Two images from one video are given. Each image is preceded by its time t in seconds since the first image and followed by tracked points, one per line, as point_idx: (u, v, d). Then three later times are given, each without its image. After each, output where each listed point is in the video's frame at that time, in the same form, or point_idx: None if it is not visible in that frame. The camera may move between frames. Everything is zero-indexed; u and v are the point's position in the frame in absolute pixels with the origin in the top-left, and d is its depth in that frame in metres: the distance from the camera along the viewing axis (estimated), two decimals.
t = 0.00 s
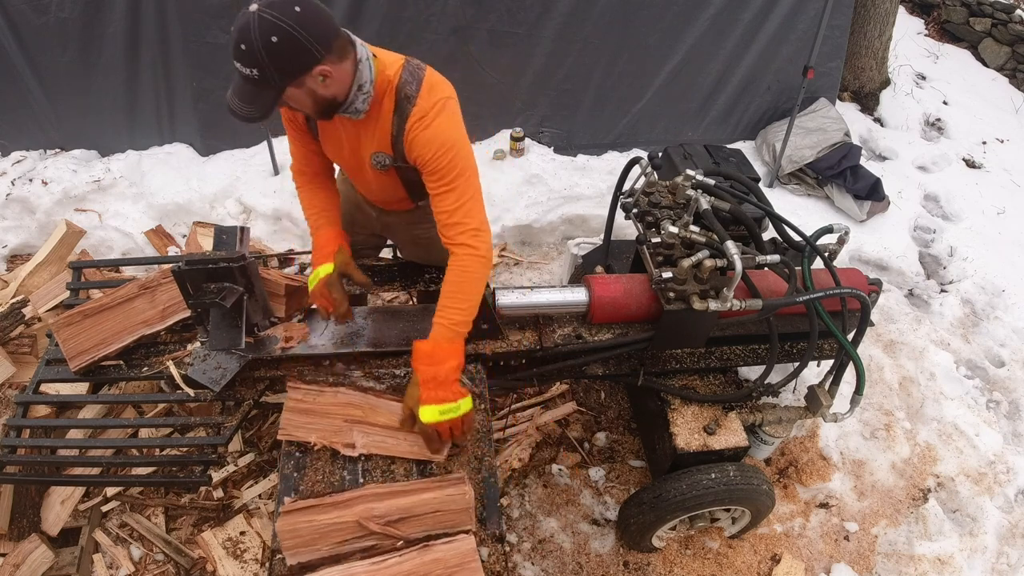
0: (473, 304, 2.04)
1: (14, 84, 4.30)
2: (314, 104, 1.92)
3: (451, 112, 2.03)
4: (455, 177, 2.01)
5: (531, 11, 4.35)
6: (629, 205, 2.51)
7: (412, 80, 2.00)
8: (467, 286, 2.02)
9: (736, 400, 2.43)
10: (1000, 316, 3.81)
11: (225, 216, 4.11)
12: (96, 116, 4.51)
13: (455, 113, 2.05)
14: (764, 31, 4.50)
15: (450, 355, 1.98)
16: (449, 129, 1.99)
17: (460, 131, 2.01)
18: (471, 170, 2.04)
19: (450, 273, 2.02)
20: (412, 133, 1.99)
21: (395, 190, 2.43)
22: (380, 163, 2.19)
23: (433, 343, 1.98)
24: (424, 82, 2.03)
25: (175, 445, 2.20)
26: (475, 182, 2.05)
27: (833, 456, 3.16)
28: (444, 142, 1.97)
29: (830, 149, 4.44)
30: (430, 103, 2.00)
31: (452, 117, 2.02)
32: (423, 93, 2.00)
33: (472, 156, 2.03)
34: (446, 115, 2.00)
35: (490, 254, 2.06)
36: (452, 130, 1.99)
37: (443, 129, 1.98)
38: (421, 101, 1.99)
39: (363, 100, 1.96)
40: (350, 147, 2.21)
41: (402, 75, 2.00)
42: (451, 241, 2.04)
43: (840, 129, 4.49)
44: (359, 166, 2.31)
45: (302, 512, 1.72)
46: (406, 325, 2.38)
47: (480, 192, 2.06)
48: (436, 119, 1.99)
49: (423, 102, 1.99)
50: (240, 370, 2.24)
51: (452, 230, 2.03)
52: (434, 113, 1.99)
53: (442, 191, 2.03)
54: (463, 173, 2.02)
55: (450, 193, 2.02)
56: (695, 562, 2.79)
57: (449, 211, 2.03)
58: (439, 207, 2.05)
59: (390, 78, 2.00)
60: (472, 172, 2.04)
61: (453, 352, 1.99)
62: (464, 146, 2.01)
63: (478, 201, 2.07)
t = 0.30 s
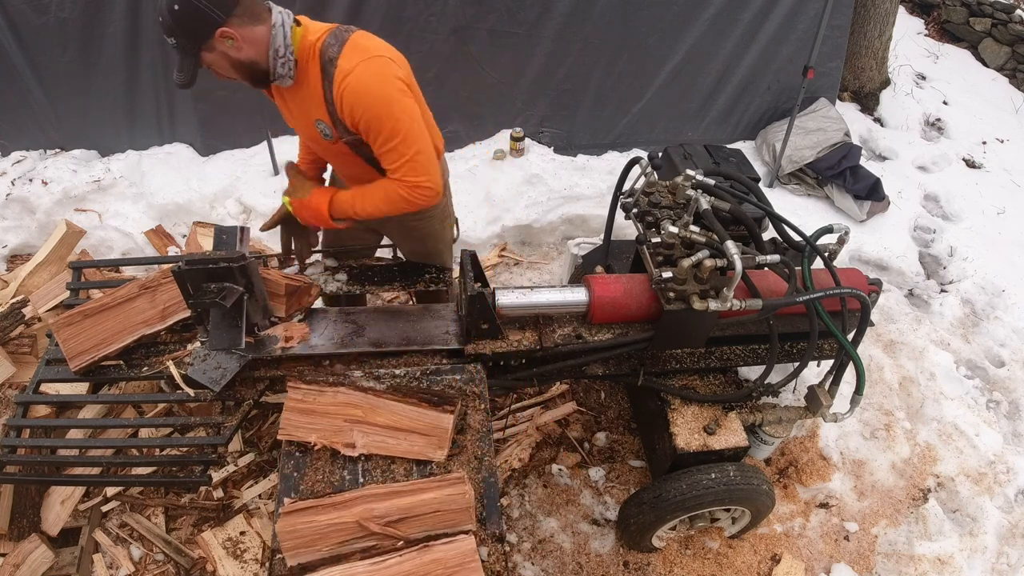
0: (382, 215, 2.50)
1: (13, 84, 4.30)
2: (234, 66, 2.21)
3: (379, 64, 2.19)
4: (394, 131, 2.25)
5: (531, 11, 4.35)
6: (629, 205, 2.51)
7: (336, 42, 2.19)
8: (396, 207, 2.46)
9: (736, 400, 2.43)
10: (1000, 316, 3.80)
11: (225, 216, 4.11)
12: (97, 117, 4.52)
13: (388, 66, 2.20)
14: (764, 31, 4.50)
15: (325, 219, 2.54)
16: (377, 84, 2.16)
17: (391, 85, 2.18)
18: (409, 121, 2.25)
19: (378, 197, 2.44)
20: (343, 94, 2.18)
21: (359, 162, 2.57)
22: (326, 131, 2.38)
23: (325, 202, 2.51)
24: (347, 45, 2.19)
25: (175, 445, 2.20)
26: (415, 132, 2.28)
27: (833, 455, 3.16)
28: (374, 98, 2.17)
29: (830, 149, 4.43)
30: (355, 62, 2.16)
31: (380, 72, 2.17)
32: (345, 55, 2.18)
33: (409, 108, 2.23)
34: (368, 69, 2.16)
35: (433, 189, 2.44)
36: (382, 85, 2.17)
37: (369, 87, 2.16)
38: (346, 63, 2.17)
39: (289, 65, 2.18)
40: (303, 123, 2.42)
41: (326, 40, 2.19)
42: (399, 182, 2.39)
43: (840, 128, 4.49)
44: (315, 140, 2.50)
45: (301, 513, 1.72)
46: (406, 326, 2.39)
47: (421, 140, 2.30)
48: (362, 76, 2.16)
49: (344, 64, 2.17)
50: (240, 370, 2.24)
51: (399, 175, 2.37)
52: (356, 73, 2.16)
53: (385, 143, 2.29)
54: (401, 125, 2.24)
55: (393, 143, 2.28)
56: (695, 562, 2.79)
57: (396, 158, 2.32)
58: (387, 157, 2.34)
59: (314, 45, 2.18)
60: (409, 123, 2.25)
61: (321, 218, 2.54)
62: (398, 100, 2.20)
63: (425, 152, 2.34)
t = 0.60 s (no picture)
0: (247, 222, 2.58)
1: (13, 84, 4.30)
2: (170, 63, 2.44)
3: (253, 78, 2.22)
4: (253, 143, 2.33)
5: (531, 11, 4.35)
6: (629, 205, 2.51)
7: (235, 46, 2.30)
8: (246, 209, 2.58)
9: (736, 400, 2.43)
10: (1000, 316, 3.80)
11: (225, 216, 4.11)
12: (97, 117, 4.52)
13: (265, 80, 2.24)
14: (764, 31, 4.50)
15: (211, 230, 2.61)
16: (242, 99, 2.22)
17: (254, 101, 2.23)
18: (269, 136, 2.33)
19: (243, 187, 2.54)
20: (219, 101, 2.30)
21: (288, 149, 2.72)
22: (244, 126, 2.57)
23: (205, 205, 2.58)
24: (239, 52, 2.26)
25: (175, 445, 2.20)
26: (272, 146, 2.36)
27: (833, 455, 3.16)
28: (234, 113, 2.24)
29: (830, 149, 4.43)
30: (236, 73, 2.23)
31: (251, 87, 2.22)
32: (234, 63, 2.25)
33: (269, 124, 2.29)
34: (241, 84, 2.21)
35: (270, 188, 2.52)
36: (248, 100, 2.23)
37: (234, 101, 2.22)
38: (230, 71, 2.24)
39: (209, 60, 2.40)
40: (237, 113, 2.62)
41: (230, 45, 2.32)
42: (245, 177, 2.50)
43: (840, 128, 4.50)
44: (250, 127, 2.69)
45: (301, 512, 1.72)
46: (406, 325, 2.40)
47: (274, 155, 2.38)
48: (233, 88, 2.22)
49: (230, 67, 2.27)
50: (240, 370, 2.23)
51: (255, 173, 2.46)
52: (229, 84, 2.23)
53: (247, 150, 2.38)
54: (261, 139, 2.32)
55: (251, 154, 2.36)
56: (695, 562, 2.79)
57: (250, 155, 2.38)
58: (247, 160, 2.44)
59: (224, 43, 2.35)
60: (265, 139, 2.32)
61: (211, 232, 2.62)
62: (267, 115, 2.27)
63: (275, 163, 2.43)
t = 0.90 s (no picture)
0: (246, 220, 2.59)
1: (13, 84, 4.30)
2: (140, 63, 2.48)
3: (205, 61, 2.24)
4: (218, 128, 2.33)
5: (531, 11, 4.35)
6: (629, 205, 2.51)
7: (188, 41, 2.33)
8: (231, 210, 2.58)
9: (736, 400, 2.43)
10: (1000, 316, 3.80)
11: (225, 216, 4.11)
12: (97, 117, 4.52)
13: (219, 63, 2.25)
14: (764, 31, 4.50)
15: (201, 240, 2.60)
16: (197, 83, 2.23)
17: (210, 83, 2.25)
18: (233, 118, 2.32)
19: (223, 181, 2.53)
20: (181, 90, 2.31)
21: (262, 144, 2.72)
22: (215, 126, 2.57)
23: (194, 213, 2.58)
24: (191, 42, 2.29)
25: (175, 445, 2.19)
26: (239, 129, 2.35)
27: (833, 455, 3.16)
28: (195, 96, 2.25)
29: (830, 149, 4.43)
30: (189, 60, 2.26)
31: (205, 70, 2.23)
32: (188, 52, 2.28)
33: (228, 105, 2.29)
34: (195, 68, 2.23)
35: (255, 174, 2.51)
36: (205, 83, 2.24)
37: (191, 85, 2.24)
38: (182, 61, 2.27)
39: (172, 57, 2.44)
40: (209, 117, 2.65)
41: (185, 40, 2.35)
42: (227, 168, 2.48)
43: (840, 129, 4.50)
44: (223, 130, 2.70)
45: (301, 513, 1.72)
46: (406, 325, 2.40)
47: (238, 142, 2.37)
48: (188, 74, 2.24)
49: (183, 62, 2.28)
50: (240, 370, 2.24)
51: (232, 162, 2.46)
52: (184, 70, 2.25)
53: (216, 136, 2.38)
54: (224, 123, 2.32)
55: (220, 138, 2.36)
56: (695, 562, 2.79)
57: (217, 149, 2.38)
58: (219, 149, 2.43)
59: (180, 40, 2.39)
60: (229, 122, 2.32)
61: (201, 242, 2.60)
62: (221, 102, 2.27)
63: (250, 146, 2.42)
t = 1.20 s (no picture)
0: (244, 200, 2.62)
1: (13, 84, 4.30)
2: (131, 50, 2.48)
3: (201, 46, 2.24)
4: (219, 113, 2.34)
5: (531, 11, 4.34)
6: (629, 205, 2.51)
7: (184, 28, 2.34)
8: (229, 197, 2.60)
9: (736, 400, 2.43)
10: (1000, 316, 3.80)
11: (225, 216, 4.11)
12: (97, 117, 4.52)
13: (214, 48, 2.26)
14: (764, 31, 4.50)
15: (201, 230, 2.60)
16: (193, 65, 2.24)
17: (207, 67, 2.25)
18: (234, 102, 2.31)
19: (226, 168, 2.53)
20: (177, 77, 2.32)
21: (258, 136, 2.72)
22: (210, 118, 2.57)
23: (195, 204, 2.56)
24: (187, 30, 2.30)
25: (175, 445, 2.19)
26: (241, 114, 2.35)
27: (833, 455, 3.16)
28: (192, 80, 2.26)
29: (830, 149, 4.43)
30: (184, 45, 2.27)
31: (201, 54, 2.24)
32: (183, 39, 2.29)
33: (227, 90, 2.28)
34: (191, 52, 2.24)
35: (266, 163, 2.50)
36: (202, 68, 2.25)
37: (188, 68, 2.24)
38: (180, 44, 2.28)
39: (166, 44, 2.43)
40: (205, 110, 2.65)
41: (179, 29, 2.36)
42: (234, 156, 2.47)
43: (840, 129, 4.50)
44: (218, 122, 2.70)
45: (301, 513, 1.72)
46: (406, 325, 2.40)
47: (234, 127, 2.37)
48: (185, 58, 2.25)
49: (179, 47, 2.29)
50: (240, 370, 2.23)
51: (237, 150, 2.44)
52: (180, 56, 2.25)
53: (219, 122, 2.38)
54: (225, 107, 2.32)
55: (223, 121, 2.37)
56: (695, 562, 2.79)
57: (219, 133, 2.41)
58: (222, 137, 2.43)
59: (174, 28, 2.39)
60: (231, 106, 2.31)
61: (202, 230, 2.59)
62: (216, 86, 2.27)
63: (257, 131, 2.41)
